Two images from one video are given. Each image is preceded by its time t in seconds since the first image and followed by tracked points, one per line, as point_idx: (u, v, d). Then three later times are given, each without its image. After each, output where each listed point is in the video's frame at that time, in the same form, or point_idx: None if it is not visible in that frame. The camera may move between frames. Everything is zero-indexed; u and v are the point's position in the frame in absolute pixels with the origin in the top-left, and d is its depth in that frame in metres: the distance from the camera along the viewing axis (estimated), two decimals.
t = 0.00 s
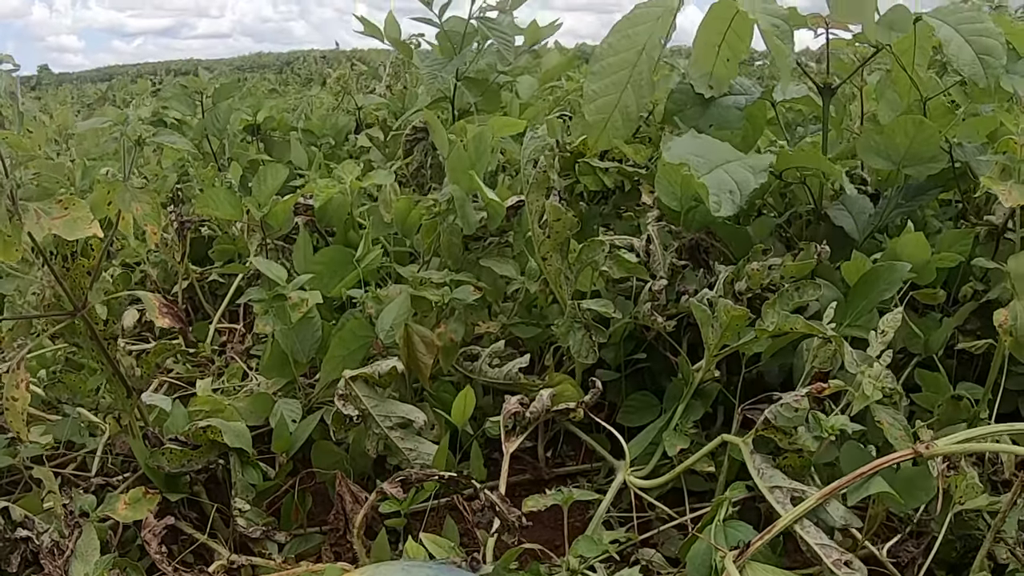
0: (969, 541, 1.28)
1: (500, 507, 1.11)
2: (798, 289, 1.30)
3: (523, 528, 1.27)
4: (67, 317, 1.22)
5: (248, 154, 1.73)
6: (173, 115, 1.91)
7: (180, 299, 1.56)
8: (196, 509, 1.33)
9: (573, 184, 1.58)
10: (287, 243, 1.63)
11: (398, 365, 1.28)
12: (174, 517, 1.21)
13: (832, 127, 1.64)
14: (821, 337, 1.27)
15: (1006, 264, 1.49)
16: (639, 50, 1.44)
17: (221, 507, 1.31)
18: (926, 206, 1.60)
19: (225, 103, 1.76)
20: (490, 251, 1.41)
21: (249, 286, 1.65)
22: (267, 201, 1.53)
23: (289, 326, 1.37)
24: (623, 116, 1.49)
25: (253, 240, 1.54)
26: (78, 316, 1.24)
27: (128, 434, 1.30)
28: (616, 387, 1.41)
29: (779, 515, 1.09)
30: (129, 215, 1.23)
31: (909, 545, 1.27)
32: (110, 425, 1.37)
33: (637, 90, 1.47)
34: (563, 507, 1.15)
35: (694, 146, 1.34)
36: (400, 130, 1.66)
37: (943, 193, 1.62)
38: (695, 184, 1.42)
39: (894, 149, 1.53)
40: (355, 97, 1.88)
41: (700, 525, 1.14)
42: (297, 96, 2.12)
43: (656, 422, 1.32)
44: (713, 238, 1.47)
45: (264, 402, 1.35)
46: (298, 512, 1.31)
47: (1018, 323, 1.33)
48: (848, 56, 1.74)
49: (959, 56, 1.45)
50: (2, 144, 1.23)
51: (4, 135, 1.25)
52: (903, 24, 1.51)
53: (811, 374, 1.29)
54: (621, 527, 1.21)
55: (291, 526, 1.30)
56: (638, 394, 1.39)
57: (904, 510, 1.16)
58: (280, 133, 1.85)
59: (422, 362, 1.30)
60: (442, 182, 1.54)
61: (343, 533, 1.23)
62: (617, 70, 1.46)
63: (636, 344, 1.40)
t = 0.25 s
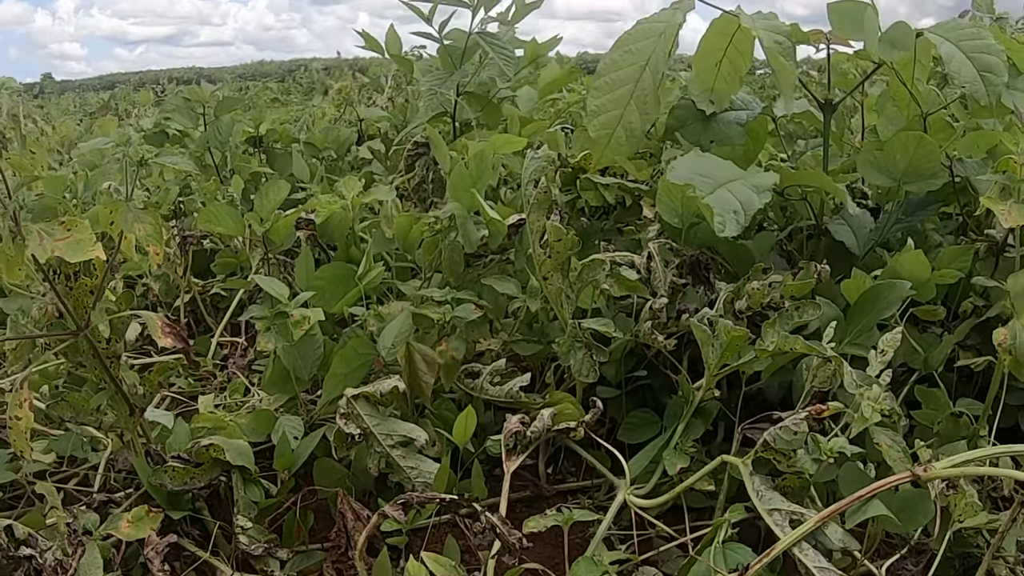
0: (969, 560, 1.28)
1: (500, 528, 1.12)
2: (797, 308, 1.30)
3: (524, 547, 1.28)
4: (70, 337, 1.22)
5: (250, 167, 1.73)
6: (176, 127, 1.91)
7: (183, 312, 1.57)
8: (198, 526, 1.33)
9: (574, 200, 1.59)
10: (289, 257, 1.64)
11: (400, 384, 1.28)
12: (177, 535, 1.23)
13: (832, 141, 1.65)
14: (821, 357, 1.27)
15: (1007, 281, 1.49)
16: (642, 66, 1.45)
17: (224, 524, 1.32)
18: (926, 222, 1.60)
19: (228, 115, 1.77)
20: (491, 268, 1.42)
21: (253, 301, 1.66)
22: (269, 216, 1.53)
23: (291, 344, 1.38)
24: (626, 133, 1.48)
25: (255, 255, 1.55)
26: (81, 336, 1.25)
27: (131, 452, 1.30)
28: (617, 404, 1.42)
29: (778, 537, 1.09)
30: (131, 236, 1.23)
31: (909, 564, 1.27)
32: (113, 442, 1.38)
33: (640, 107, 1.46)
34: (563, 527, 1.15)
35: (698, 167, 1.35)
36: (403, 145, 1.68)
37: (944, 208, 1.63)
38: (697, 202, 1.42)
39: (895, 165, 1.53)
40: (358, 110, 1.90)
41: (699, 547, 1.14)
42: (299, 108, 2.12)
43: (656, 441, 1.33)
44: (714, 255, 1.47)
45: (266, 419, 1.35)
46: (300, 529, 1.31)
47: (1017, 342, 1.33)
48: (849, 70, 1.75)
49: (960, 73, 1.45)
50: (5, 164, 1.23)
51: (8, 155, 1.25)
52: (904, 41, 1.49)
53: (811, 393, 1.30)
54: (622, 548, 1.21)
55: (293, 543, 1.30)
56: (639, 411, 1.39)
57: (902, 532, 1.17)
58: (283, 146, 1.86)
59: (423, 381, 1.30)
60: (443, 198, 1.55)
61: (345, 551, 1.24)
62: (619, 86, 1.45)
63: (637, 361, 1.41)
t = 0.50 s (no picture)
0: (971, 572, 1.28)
1: (503, 542, 1.12)
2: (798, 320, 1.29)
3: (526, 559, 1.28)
4: (74, 350, 1.23)
5: (252, 176, 1.74)
6: (178, 136, 1.92)
7: (186, 321, 1.58)
8: (201, 538, 1.33)
9: (576, 210, 1.60)
10: (292, 267, 1.64)
11: (403, 397, 1.29)
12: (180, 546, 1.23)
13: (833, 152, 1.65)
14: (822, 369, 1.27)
15: (1008, 292, 1.49)
16: (645, 74, 1.44)
17: (227, 536, 1.32)
18: (927, 233, 1.61)
19: (230, 124, 1.78)
20: (493, 280, 1.42)
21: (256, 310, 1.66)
22: (272, 226, 1.55)
23: (294, 354, 1.38)
24: (629, 142, 1.47)
25: (258, 265, 1.56)
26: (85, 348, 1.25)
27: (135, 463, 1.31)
28: (618, 415, 1.42)
29: (780, 551, 1.09)
30: (136, 248, 1.24)
31: None
32: (116, 452, 1.38)
33: (643, 116, 1.45)
34: (566, 540, 1.16)
35: (702, 178, 1.36)
36: (405, 154, 1.68)
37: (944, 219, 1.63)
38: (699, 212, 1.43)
39: (896, 176, 1.53)
40: (360, 118, 1.91)
41: (702, 561, 1.14)
42: (301, 116, 2.13)
43: (658, 452, 1.33)
44: (716, 265, 1.48)
45: (269, 430, 1.35)
46: (303, 541, 1.31)
47: (1018, 354, 1.33)
48: (850, 81, 1.75)
49: (962, 84, 1.46)
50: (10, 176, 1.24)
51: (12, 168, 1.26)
52: (907, 53, 1.51)
53: (812, 406, 1.30)
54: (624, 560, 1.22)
55: (296, 555, 1.30)
56: (641, 422, 1.39)
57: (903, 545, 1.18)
58: (285, 155, 1.86)
59: (426, 393, 1.31)
60: (446, 208, 1.55)
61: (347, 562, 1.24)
62: (621, 95, 1.45)
63: (639, 372, 1.41)
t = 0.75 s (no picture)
0: None
1: (507, 556, 1.12)
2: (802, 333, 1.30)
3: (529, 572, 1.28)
4: (79, 362, 1.23)
5: (255, 185, 1.74)
6: (181, 144, 1.92)
7: (190, 331, 1.58)
8: (204, 549, 1.33)
9: (580, 221, 1.60)
10: (295, 277, 1.65)
11: (407, 410, 1.29)
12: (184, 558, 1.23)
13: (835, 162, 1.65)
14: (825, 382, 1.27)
15: (1010, 303, 1.50)
16: (645, 87, 1.44)
17: (230, 547, 1.32)
18: (929, 243, 1.61)
19: (233, 133, 1.79)
20: (497, 292, 1.43)
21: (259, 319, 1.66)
22: (275, 237, 1.57)
23: (298, 366, 1.38)
24: (628, 154, 1.47)
25: (262, 276, 1.56)
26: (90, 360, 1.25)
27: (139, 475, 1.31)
28: (622, 426, 1.42)
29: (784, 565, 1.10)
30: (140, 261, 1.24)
31: None
32: (120, 463, 1.38)
33: (643, 128, 1.45)
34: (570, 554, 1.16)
35: (703, 193, 1.36)
36: (408, 164, 1.69)
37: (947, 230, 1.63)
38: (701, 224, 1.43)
39: (898, 187, 1.54)
40: (363, 127, 1.92)
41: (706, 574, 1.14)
42: (305, 125, 2.14)
43: (662, 464, 1.33)
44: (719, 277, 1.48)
45: (273, 441, 1.35)
46: (306, 553, 1.30)
47: (1021, 367, 1.34)
48: (852, 91, 1.75)
49: (963, 95, 1.46)
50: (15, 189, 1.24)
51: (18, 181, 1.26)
52: (908, 64, 1.51)
53: (816, 419, 1.30)
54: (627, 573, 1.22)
55: (300, 567, 1.29)
56: (644, 433, 1.39)
57: (906, 559, 1.18)
58: (287, 163, 1.87)
59: (430, 406, 1.31)
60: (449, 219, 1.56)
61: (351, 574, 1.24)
62: (621, 107, 1.45)
63: (642, 383, 1.41)
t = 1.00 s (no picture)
0: None
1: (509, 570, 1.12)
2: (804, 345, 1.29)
3: None
4: (81, 374, 1.23)
5: (258, 194, 1.74)
6: (183, 152, 1.93)
7: (191, 340, 1.58)
8: (206, 560, 1.33)
9: (582, 231, 1.60)
10: (297, 286, 1.65)
11: (409, 422, 1.29)
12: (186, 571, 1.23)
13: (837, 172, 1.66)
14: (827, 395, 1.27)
15: (1011, 315, 1.50)
16: (647, 98, 1.45)
17: (232, 558, 1.32)
18: (931, 253, 1.61)
19: (235, 141, 1.79)
20: (499, 303, 1.43)
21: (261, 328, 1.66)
22: (277, 246, 1.57)
23: (300, 378, 1.37)
24: (631, 165, 1.47)
25: (263, 285, 1.56)
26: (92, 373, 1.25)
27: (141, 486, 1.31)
28: (623, 437, 1.42)
29: None
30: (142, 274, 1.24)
31: None
32: (122, 474, 1.38)
33: (646, 139, 1.45)
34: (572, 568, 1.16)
35: (703, 204, 1.35)
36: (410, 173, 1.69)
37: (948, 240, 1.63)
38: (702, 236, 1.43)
39: (900, 198, 1.54)
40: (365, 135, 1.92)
41: None
42: (307, 132, 2.14)
43: (663, 476, 1.33)
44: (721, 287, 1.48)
45: (275, 452, 1.35)
46: (308, 564, 1.31)
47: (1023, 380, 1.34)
48: (854, 101, 1.76)
49: (965, 105, 1.46)
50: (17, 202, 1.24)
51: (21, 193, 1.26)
52: (910, 74, 1.51)
53: (818, 431, 1.30)
54: None
55: None
56: (646, 444, 1.39)
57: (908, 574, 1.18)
58: (289, 171, 1.87)
59: (432, 418, 1.31)
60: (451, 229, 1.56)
61: None
62: (624, 119, 1.45)
63: (644, 394, 1.41)
